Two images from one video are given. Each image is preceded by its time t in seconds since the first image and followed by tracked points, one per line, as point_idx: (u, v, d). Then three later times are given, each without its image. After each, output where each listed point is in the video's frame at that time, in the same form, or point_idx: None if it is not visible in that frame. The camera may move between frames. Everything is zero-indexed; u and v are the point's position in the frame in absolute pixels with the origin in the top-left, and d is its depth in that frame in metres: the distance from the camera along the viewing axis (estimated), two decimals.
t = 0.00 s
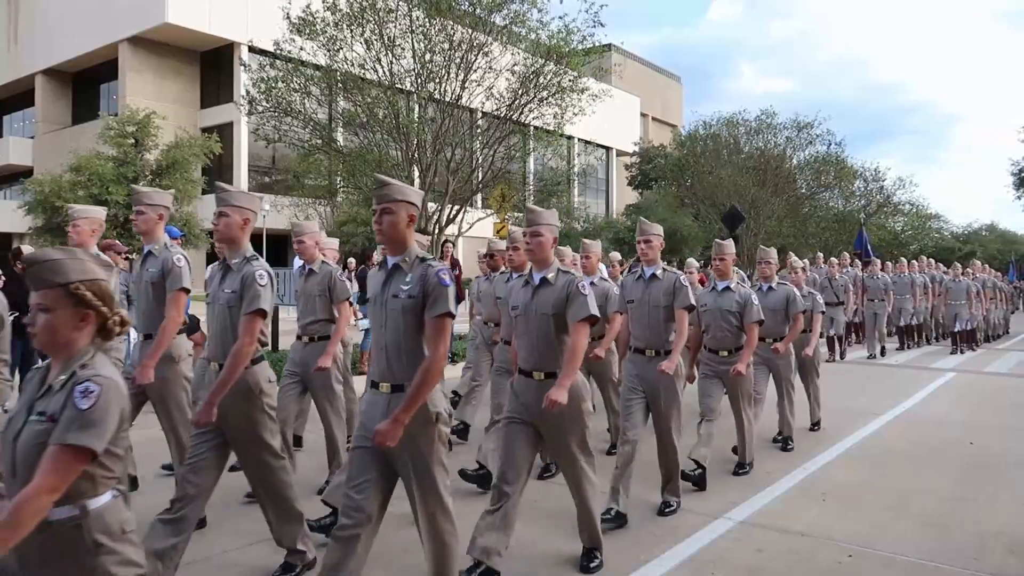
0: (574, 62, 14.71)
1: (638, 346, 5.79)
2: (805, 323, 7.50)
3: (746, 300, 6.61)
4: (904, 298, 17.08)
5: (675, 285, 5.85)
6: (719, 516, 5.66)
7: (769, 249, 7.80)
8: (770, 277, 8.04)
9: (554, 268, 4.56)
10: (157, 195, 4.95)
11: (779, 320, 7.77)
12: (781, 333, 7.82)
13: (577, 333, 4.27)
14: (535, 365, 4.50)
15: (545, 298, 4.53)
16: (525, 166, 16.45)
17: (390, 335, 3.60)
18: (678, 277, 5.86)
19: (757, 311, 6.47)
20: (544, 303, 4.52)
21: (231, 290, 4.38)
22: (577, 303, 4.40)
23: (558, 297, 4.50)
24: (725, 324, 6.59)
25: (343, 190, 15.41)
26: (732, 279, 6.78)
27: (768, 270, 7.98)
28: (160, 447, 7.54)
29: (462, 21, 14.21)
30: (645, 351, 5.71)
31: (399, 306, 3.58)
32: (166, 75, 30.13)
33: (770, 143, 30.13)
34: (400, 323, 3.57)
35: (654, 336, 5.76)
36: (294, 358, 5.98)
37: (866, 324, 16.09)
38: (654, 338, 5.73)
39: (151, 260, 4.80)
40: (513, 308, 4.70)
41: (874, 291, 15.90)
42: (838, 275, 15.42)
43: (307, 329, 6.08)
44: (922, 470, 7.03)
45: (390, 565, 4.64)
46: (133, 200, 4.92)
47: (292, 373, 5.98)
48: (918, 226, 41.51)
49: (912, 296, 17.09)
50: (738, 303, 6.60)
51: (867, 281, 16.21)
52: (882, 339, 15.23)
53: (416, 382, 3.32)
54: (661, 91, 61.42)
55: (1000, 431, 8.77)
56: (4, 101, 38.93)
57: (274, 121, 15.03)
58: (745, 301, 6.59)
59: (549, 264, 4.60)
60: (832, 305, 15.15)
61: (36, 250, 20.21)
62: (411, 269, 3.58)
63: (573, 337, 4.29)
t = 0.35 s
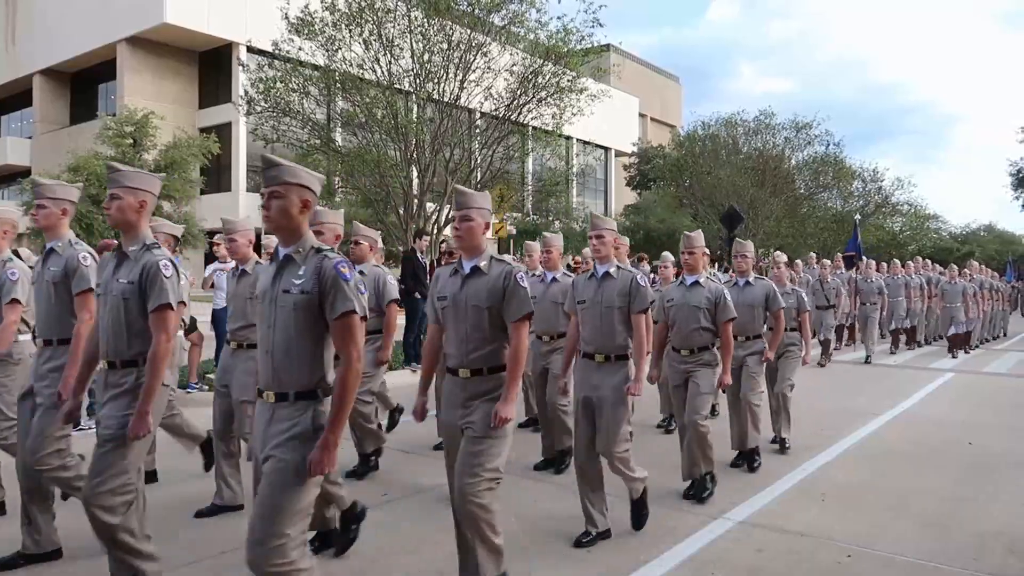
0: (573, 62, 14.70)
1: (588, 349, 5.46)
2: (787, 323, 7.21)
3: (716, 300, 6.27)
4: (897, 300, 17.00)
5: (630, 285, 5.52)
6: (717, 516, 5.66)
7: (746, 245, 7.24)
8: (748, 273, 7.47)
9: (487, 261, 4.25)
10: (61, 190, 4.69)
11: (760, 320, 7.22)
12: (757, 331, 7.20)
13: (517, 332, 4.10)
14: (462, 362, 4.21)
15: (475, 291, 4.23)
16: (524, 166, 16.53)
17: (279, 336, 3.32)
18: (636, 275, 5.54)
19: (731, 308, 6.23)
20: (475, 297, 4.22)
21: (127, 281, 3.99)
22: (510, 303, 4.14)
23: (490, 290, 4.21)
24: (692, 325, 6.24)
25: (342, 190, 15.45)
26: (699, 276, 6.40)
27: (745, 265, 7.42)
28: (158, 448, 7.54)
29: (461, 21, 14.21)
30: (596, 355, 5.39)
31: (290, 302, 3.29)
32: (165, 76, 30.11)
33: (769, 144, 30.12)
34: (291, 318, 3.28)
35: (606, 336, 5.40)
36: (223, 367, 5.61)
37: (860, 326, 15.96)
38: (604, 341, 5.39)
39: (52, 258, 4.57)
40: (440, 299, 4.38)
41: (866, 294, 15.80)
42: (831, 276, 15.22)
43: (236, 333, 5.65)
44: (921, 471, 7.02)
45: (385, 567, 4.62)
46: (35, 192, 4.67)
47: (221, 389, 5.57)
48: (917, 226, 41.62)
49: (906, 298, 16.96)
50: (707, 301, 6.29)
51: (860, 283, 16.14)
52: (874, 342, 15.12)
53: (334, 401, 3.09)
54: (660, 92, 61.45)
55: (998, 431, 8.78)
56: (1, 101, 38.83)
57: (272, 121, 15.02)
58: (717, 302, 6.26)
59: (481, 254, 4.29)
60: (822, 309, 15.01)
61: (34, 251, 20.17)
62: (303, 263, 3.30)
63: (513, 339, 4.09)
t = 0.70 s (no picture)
0: (572, 62, 14.70)
1: (536, 367, 5.04)
2: (765, 333, 6.74)
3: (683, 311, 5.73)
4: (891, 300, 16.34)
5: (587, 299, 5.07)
6: (717, 516, 5.66)
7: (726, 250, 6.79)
8: (729, 278, 6.92)
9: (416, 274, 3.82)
10: None
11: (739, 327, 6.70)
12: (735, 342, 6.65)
13: (458, 357, 3.73)
14: (378, 388, 3.78)
15: (401, 305, 3.78)
16: (524, 166, 16.52)
17: (139, 357, 2.87)
18: (588, 286, 5.11)
19: (698, 321, 5.69)
20: (401, 313, 3.78)
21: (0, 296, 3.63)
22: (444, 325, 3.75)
23: (418, 304, 3.78)
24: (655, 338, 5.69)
25: (342, 190, 15.46)
26: (666, 285, 5.84)
27: (725, 270, 6.87)
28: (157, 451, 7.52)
29: (460, 22, 14.23)
30: (545, 374, 4.98)
31: (153, 318, 2.85)
32: (165, 76, 30.12)
33: (769, 143, 30.14)
34: (154, 337, 2.85)
35: (555, 353, 4.98)
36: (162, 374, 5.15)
37: (852, 327, 15.47)
38: (551, 358, 4.98)
39: None
40: (362, 314, 3.91)
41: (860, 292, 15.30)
42: (822, 276, 15.08)
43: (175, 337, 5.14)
44: (921, 470, 7.02)
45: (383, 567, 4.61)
46: None
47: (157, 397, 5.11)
48: (917, 225, 41.66)
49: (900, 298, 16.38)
50: (673, 312, 5.74)
51: (854, 281, 15.66)
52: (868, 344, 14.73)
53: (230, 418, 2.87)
54: (660, 92, 61.49)
55: (998, 431, 8.77)
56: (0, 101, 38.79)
57: (272, 122, 15.03)
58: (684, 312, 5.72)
59: (409, 263, 3.85)
60: (814, 309, 14.74)
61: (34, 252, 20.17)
62: (175, 270, 2.87)
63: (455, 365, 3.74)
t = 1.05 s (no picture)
0: (573, 62, 14.67)
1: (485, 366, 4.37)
2: (734, 337, 6.06)
3: (643, 309, 5.29)
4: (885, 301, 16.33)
5: (528, 286, 4.34)
6: (718, 517, 5.66)
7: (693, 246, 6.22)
8: (698, 281, 6.40)
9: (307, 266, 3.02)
10: None
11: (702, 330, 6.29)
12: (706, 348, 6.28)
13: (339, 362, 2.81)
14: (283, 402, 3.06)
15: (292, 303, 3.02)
16: (524, 166, 16.52)
17: None
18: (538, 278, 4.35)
19: (659, 321, 5.20)
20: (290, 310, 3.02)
21: None
22: (331, 311, 2.91)
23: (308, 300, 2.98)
24: (619, 339, 5.34)
25: (343, 190, 15.49)
26: (626, 283, 5.46)
27: (695, 269, 6.33)
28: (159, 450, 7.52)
29: (461, 22, 14.21)
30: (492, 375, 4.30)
31: None
32: (166, 76, 30.13)
33: (770, 143, 30.11)
34: None
35: (505, 349, 4.32)
36: (69, 383, 4.44)
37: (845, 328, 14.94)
38: (500, 355, 4.32)
39: None
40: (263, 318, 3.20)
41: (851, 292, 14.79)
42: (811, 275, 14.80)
43: (84, 343, 4.47)
44: (922, 471, 7.03)
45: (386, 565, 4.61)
46: None
47: (64, 403, 4.40)
48: (917, 225, 41.66)
49: (894, 298, 16.25)
50: (632, 313, 5.34)
51: (846, 281, 15.17)
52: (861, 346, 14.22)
53: None
54: (659, 92, 61.44)
55: (999, 431, 8.77)
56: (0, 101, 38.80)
57: (273, 121, 15.05)
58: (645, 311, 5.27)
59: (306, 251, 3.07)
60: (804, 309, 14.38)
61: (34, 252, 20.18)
62: None
63: (330, 364, 2.80)
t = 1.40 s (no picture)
0: (573, 59, 14.65)
1: (400, 377, 4.08)
2: (702, 336, 5.86)
3: (593, 307, 4.92)
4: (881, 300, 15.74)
5: (449, 287, 4.11)
6: (717, 514, 5.66)
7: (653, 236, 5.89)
8: (658, 272, 6.10)
9: (169, 259, 2.86)
10: None
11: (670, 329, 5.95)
12: (666, 346, 5.89)
13: (204, 365, 2.72)
14: (129, 409, 2.91)
15: (144, 298, 2.85)
16: (524, 164, 16.50)
17: None
18: (456, 272, 4.18)
19: (612, 319, 4.90)
20: (144, 305, 2.84)
21: None
22: (191, 304, 2.79)
23: (165, 300, 2.82)
24: (567, 339, 4.90)
25: (343, 188, 15.47)
26: (574, 278, 4.99)
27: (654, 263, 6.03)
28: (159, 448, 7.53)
29: (461, 19, 14.22)
30: (407, 389, 4.00)
31: None
32: (166, 74, 30.14)
33: (771, 141, 30.14)
34: None
35: (420, 363, 4.00)
36: None
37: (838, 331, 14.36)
38: (416, 368, 4.01)
39: None
40: (111, 310, 2.98)
41: (845, 294, 14.16)
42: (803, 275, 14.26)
43: None
44: (921, 469, 7.03)
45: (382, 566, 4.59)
46: None
47: None
48: (918, 224, 41.63)
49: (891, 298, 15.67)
50: (582, 310, 4.92)
51: (840, 280, 14.47)
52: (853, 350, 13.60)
53: None
54: (660, 90, 61.42)
55: (998, 430, 8.76)
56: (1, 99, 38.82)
57: (274, 119, 15.05)
58: (596, 309, 4.91)
59: (168, 241, 2.89)
60: (794, 310, 13.92)
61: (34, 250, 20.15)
62: None
63: (197, 365, 2.73)
